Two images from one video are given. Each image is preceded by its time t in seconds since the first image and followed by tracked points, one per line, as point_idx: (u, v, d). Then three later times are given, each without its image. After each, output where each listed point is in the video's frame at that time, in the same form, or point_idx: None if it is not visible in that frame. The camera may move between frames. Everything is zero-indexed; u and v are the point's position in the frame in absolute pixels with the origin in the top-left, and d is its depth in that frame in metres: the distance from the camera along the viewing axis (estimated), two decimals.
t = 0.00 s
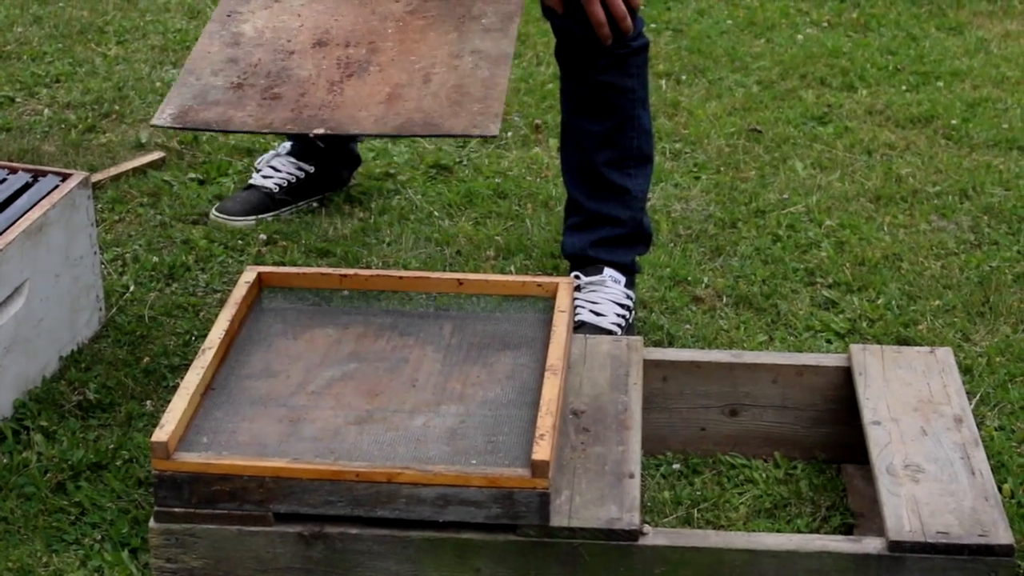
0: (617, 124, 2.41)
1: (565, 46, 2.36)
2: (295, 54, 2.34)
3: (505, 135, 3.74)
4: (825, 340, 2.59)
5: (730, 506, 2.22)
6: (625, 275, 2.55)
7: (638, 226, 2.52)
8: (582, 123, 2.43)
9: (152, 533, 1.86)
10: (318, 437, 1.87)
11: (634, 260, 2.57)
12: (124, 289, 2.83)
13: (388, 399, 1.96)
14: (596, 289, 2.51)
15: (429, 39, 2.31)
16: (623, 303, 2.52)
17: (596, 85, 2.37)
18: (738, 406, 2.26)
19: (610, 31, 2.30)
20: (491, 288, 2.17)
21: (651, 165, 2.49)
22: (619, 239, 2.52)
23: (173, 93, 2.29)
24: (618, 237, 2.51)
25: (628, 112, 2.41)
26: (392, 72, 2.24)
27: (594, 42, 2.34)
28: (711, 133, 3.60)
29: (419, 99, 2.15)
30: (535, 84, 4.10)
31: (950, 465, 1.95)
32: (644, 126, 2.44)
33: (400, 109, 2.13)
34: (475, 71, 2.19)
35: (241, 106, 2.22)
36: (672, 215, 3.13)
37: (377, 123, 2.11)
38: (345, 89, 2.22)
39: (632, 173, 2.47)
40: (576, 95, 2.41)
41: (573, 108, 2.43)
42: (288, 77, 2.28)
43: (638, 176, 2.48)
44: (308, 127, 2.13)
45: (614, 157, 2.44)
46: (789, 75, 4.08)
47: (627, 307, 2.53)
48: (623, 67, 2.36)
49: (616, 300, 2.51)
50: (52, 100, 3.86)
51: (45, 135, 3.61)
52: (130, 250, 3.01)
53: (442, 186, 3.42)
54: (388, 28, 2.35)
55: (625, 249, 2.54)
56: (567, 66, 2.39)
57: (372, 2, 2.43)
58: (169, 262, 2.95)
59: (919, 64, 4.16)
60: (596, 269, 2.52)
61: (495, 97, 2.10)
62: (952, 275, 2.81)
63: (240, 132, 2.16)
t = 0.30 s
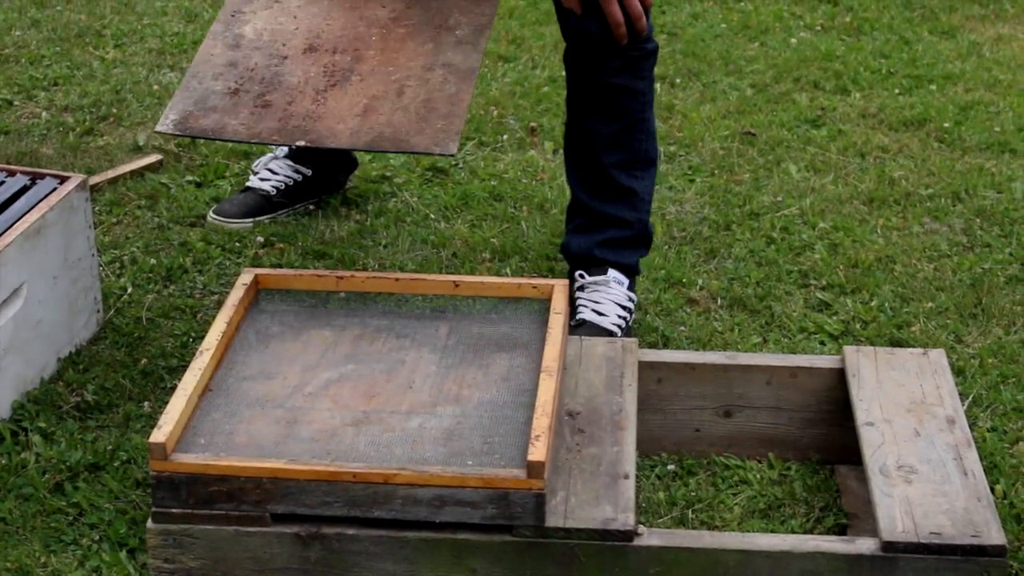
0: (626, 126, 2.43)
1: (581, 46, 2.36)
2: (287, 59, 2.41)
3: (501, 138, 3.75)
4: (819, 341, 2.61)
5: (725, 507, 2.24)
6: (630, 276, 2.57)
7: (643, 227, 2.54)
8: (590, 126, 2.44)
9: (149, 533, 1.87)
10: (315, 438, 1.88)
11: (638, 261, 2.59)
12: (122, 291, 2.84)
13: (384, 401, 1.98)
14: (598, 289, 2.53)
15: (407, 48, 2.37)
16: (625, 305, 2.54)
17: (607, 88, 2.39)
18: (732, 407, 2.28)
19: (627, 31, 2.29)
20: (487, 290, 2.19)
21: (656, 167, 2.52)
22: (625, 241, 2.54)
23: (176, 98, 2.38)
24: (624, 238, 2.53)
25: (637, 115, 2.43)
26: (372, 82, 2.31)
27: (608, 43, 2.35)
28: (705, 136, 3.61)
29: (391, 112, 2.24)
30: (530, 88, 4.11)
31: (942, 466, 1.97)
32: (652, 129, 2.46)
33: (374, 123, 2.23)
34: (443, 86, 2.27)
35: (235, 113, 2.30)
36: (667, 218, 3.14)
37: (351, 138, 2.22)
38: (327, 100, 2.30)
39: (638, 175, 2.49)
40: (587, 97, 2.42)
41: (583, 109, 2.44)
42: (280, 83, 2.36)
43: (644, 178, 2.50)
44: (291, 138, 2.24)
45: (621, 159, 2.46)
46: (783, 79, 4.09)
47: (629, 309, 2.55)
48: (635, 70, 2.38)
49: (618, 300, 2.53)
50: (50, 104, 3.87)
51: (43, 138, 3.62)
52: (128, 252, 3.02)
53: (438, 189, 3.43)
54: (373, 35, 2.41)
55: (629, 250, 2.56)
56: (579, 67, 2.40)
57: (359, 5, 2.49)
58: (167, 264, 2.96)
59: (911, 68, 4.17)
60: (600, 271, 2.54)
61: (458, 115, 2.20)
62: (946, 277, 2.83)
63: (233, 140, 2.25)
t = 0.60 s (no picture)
0: (649, 147, 2.78)
1: (619, 70, 2.70)
2: (359, 148, 2.70)
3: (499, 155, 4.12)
4: (783, 337, 2.90)
5: (699, 483, 2.52)
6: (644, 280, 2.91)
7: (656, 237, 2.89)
8: (618, 145, 2.76)
9: (190, 507, 2.17)
10: (336, 422, 2.17)
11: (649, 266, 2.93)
12: (163, 292, 3.13)
13: (398, 390, 2.26)
14: (620, 292, 2.86)
15: (460, 138, 2.65)
16: (637, 310, 2.88)
17: (638, 111, 2.72)
18: (706, 395, 2.56)
19: (661, 49, 2.64)
20: (488, 291, 2.50)
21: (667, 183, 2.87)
22: (642, 249, 2.88)
23: (271, 187, 2.69)
24: (642, 246, 2.86)
25: (660, 137, 2.78)
26: (433, 170, 2.61)
27: (641, 71, 2.69)
28: (682, 155, 3.93)
29: (453, 200, 2.56)
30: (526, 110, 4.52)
31: (890, 447, 2.25)
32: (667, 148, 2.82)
33: (440, 211, 2.55)
34: (494, 175, 2.57)
35: (322, 203, 2.63)
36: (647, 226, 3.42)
37: (422, 225, 2.55)
38: (398, 188, 2.61)
39: (655, 190, 2.84)
40: (618, 121, 2.74)
41: (613, 131, 2.76)
42: (356, 172, 2.66)
43: (659, 192, 2.85)
44: (371, 228, 2.57)
45: (643, 175, 2.80)
46: (751, 102, 4.47)
47: (638, 315, 2.89)
48: (662, 96, 2.73)
49: (633, 306, 2.87)
50: (99, 125, 4.33)
51: (92, 156, 4.06)
52: (168, 258, 3.33)
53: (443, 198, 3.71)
54: (429, 125, 2.70)
55: (645, 258, 2.89)
56: (614, 93, 2.73)
57: (415, 96, 2.75)
58: (203, 268, 3.25)
59: (866, 93, 4.57)
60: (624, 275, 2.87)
61: (509, 203, 2.51)
62: (896, 280, 3.12)
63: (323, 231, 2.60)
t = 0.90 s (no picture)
0: (636, 160, 2.97)
1: (607, 85, 2.89)
2: (386, 202, 3.02)
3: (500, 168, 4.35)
4: (764, 336, 3.11)
5: (686, 473, 2.69)
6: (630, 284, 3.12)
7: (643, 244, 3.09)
8: (606, 158, 2.96)
9: (208, 496, 2.28)
10: (346, 416, 2.30)
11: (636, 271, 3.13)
12: (185, 294, 3.37)
13: (404, 386, 2.41)
14: (608, 292, 3.06)
15: (477, 194, 3.01)
16: (625, 310, 3.08)
17: (624, 127, 2.91)
18: (692, 390, 2.74)
19: (645, 65, 2.81)
20: (489, 294, 2.68)
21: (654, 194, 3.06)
22: (629, 255, 3.08)
23: (302, 236, 2.95)
24: (629, 253, 3.07)
25: (645, 150, 2.96)
26: (452, 222, 2.94)
27: (627, 86, 2.87)
28: (670, 166, 4.21)
29: (469, 250, 2.86)
30: (525, 125, 4.76)
31: (866, 439, 2.39)
32: (654, 162, 3.01)
33: (456, 259, 2.84)
34: (507, 226, 2.91)
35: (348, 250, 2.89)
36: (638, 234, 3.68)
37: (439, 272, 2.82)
38: (418, 238, 2.91)
39: (642, 201, 3.03)
40: (607, 135, 2.94)
41: (603, 145, 2.96)
42: (380, 224, 2.96)
43: (646, 202, 3.04)
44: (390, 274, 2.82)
45: (629, 186, 3.00)
46: (734, 118, 4.73)
47: (627, 314, 3.08)
48: (647, 113, 2.92)
49: (621, 306, 3.06)
50: (125, 138, 4.54)
51: (120, 167, 4.27)
52: (190, 262, 3.58)
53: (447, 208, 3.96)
54: (451, 181, 3.06)
55: (632, 263, 3.10)
56: (602, 108, 2.92)
57: (437, 154, 3.13)
58: (222, 272, 3.51)
59: (841, 109, 4.83)
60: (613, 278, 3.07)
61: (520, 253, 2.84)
62: (869, 283, 3.37)
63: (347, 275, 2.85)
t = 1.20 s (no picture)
0: (632, 162, 2.97)
1: (604, 87, 2.89)
2: (385, 232, 2.98)
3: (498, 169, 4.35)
4: (762, 339, 3.11)
5: (685, 476, 2.69)
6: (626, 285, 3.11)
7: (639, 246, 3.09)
8: (602, 160, 2.96)
9: (206, 498, 2.27)
10: (345, 418, 2.29)
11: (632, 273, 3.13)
12: (183, 296, 3.37)
13: (402, 388, 2.40)
14: (604, 294, 3.06)
15: (477, 225, 3.00)
16: (621, 313, 3.08)
17: (619, 129, 2.91)
18: (691, 393, 2.74)
19: (642, 65, 2.81)
20: (487, 296, 2.67)
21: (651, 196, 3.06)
22: (625, 258, 3.08)
23: (301, 265, 2.86)
24: (625, 256, 3.06)
25: (642, 153, 2.97)
26: (452, 252, 2.90)
27: (624, 87, 2.87)
28: (669, 168, 4.21)
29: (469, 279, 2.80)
30: (523, 127, 4.75)
31: (865, 442, 2.39)
32: (651, 164, 3.01)
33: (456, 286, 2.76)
34: (507, 257, 2.87)
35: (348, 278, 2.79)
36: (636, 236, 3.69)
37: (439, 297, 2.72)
38: (419, 267, 2.84)
39: (638, 203, 3.03)
40: (603, 137, 2.94)
41: (599, 148, 2.96)
42: (380, 254, 2.90)
43: (642, 205, 3.04)
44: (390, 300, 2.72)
45: (625, 189, 3.00)
46: (733, 120, 4.73)
47: (623, 316, 3.08)
48: (643, 116, 2.92)
49: (618, 308, 3.07)
50: (123, 140, 4.53)
51: (118, 168, 4.27)
52: (188, 263, 3.58)
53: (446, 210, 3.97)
54: (451, 211, 3.05)
55: (628, 265, 3.10)
56: (598, 111, 2.92)
57: (438, 185, 3.15)
58: (220, 274, 3.50)
59: (840, 111, 4.83)
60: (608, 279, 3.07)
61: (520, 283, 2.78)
62: (868, 285, 3.37)
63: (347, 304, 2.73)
